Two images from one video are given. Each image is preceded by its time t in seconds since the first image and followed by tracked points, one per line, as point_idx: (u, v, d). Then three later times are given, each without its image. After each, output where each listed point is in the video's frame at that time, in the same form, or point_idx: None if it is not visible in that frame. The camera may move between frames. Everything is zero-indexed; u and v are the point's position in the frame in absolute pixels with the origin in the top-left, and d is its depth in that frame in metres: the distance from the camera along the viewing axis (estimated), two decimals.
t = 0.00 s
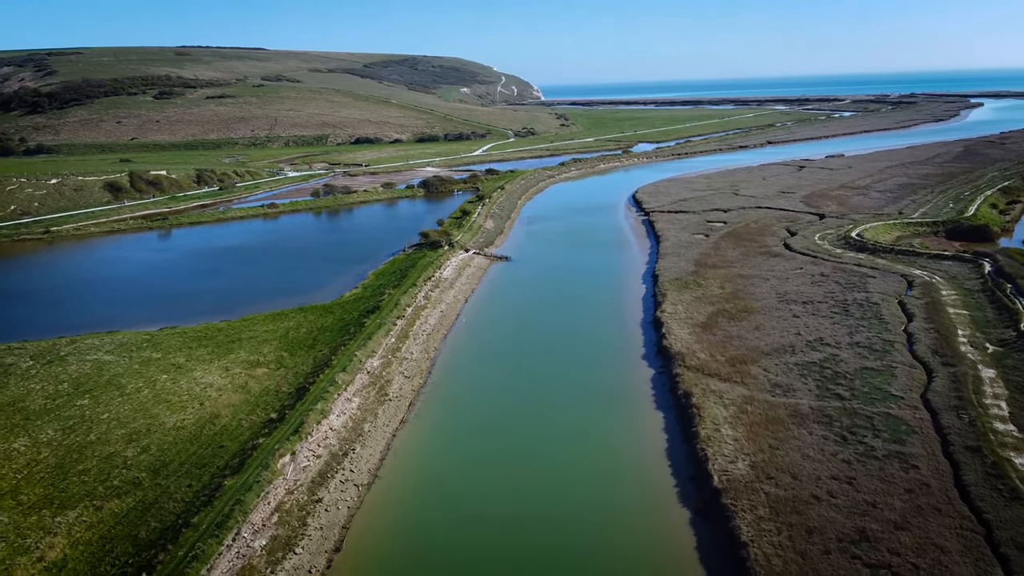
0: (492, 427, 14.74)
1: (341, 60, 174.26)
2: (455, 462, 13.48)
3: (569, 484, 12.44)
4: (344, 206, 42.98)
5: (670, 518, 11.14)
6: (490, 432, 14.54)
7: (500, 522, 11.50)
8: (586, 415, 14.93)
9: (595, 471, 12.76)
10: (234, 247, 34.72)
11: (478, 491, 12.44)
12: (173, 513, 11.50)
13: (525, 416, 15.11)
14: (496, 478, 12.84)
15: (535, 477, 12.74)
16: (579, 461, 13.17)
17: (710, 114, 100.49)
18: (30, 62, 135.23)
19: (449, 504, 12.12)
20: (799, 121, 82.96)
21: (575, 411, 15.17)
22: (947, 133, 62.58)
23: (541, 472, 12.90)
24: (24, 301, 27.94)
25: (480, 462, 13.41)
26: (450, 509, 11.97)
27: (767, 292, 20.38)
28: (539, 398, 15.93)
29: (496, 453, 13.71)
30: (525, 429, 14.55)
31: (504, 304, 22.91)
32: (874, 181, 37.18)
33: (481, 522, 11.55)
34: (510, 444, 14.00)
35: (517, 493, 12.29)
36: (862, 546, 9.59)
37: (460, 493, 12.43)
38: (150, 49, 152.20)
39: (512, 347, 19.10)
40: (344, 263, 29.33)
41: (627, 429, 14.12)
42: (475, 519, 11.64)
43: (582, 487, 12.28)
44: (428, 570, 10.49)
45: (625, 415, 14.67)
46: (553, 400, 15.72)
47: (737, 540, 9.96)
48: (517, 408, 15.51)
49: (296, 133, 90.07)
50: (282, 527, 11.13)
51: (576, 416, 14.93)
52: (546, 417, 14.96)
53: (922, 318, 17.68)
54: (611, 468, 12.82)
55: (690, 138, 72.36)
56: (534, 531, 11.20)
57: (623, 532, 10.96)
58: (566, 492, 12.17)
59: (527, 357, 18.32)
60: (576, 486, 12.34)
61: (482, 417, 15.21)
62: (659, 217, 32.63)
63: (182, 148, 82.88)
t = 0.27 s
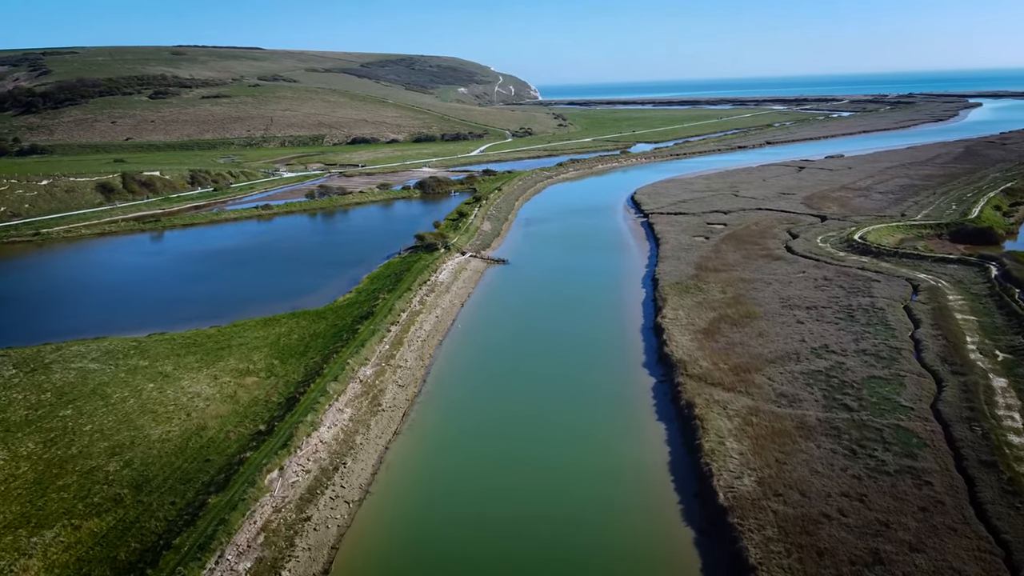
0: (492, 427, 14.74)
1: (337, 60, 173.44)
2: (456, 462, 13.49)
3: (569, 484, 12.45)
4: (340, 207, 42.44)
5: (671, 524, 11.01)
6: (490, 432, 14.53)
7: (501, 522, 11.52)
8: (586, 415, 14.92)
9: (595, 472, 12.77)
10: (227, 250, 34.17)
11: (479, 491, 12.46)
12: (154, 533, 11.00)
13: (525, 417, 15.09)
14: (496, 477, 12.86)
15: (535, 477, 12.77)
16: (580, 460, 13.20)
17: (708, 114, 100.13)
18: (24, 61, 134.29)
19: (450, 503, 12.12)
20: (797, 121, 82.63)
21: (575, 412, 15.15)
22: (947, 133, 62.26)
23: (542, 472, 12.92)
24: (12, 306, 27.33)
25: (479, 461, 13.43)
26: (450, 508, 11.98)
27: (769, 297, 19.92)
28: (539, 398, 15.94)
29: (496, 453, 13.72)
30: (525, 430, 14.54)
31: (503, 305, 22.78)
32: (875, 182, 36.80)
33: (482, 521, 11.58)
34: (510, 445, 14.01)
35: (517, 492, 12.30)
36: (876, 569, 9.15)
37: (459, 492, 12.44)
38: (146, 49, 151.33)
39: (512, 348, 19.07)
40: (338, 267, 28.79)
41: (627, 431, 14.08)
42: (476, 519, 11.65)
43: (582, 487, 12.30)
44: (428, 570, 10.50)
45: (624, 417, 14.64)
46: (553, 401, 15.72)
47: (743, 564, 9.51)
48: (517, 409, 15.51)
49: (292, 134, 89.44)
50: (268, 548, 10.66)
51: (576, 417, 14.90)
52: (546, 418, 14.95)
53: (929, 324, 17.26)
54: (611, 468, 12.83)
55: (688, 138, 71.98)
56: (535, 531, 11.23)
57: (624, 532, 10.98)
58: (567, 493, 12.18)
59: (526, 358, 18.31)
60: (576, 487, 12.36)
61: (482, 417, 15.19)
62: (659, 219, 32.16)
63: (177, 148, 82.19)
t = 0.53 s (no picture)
0: (490, 428, 14.72)
1: (333, 60, 172.67)
2: (455, 462, 13.47)
3: (568, 484, 12.44)
4: (334, 209, 41.90)
5: (670, 528, 10.92)
6: (488, 433, 14.51)
7: (500, 522, 11.51)
8: (585, 416, 14.89)
9: (594, 472, 12.76)
10: (218, 253, 33.60)
11: (477, 491, 12.46)
12: (133, 555, 10.47)
13: (524, 418, 15.07)
14: (494, 477, 12.85)
15: (534, 477, 12.77)
16: (580, 460, 13.22)
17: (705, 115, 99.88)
18: (17, 61, 133.13)
19: (449, 504, 12.11)
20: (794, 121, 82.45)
21: (574, 412, 15.12)
22: (945, 134, 62.11)
23: (540, 472, 12.91)
24: None
25: (478, 462, 13.41)
26: (449, 508, 11.98)
27: (771, 302, 19.49)
28: (538, 399, 15.92)
29: (494, 453, 13.71)
30: (524, 430, 14.51)
31: (502, 306, 22.67)
32: (875, 183, 36.50)
33: (480, 521, 11.57)
34: (508, 445, 14.00)
35: (516, 492, 12.30)
36: None
37: (458, 492, 12.43)
38: (140, 48, 150.29)
39: (510, 349, 19.02)
40: (331, 271, 28.26)
41: (626, 432, 14.01)
42: (475, 518, 11.65)
43: (581, 487, 12.30)
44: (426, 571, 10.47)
45: (623, 418, 14.57)
46: (551, 401, 15.69)
47: None
48: (516, 410, 15.48)
49: (286, 134, 88.77)
50: (251, 571, 10.17)
51: (575, 417, 14.88)
52: (545, 418, 14.93)
53: (935, 331, 16.88)
54: (610, 469, 12.80)
55: (685, 138, 71.66)
56: (533, 531, 11.23)
57: (623, 533, 10.97)
58: (565, 493, 12.18)
59: (524, 359, 18.28)
60: (575, 487, 12.34)
61: (480, 418, 15.17)
62: (657, 221, 31.74)
63: (170, 148, 81.44)
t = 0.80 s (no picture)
0: (490, 429, 14.76)
1: (329, 60, 171.89)
2: (454, 462, 13.51)
3: (567, 485, 12.47)
4: (328, 211, 41.35)
5: (670, 532, 10.82)
6: (487, 434, 14.54)
7: (499, 522, 11.54)
8: (584, 416, 14.92)
9: (593, 472, 12.79)
10: (210, 256, 33.06)
11: (477, 491, 12.49)
12: None
13: (523, 419, 15.11)
14: (493, 478, 12.88)
15: (533, 476, 12.81)
16: (579, 460, 13.27)
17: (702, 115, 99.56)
18: (10, 61, 132.11)
19: (448, 504, 12.13)
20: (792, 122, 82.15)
21: (573, 413, 15.14)
22: (943, 134, 61.84)
23: (540, 472, 12.94)
24: None
25: (477, 462, 13.44)
26: (448, 508, 12.01)
27: (774, 308, 19.05)
28: (537, 399, 15.95)
29: (494, 453, 13.75)
30: (523, 431, 14.54)
31: (501, 308, 22.63)
32: (875, 185, 36.13)
33: (480, 521, 11.60)
34: (508, 445, 14.04)
35: (515, 492, 12.33)
36: None
37: (456, 493, 12.45)
38: (135, 48, 149.43)
39: (509, 350, 19.03)
40: (324, 275, 27.74)
41: (625, 434, 13.99)
42: (473, 518, 11.68)
43: (579, 486, 12.35)
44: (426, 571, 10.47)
45: (622, 420, 14.53)
46: (551, 402, 15.72)
47: None
48: (515, 411, 15.52)
49: (281, 134, 88.10)
50: None
51: (574, 418, 14.91)
52: (544, 418, 14.99)
53: (942, 338, 16.46)
54: (609, 469, 12.82)
55: (683, 139, 71.31)
56: (533, 530, 11.26)
57: (622, 532, 10.99)
58: (564, 492, 12.21)
59: (524, 360, 18.30)
60: (574, 487, 12.37)
61: (480, 419, 15.21)
62: (655, 223, 31.30)
63: (163, 149, 80.72)
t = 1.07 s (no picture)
0: (490, 429, 14.78)
1: (327, 59, 171.25)
2: (454, 463, 13.51)
3: (566, 485, 12.49)
4: (324, 212, 40.86)
5: (670, 538, 10.71)
6: (487, 434, 14.56)
7: (499, 522, 11.57)
8: (583, 416, 14.95)
9: (593, 472, 12.81)
10: (203, 258, 32.59)
11: (477, 492, 12.51)
12: None
13: (523, 419, 15.13)
14: (493, 477, 12.91)
15: (533, 476, 12.85)
16: (578, 459, 13.31)
17: (701, 115, 99.16)
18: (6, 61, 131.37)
19: (448, 504, 12.15)
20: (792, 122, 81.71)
21: (573, 413, 15.16)
22: (945, 135, 61.43)
23: (540, 472, 12.98)
24: None
25: (478, 463, 13.45)
26: (448, 508, 12.03)
27: (779, 314, 18.58)
28: (537, 400, 15.97)
29: (494, 453, 13.78)
30: (523, 431, 14.57)
31: (501, 309, 22.56)
32: (878, 186, 35.69)
33: (480, 521, 11.63)
34: (508, 445, 14.06)
35: (514, 493, 12.36)
36: None
37: (456, 493, 12.47)
38: (132, 48, 148.69)
39: (509, 351, 19.04)
40: (319, 278, 27.22)
41: (626, 436, 13.93)
42: (473, 518, 11.71)
43: (579, 486, 12.38)
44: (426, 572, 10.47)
45: (622, 422, 14.48)
46: (550, 402, 15.74)
47: None
48: (515, 411, 15.54)
49: (278, 135, 87.54)
50: None
51: (573, 418, 14.93)
52: (543, 419, 15.02)
53: (953, 345, 16.01)
54: (608, 469, 12.85)
55: (682, 139, 70.89)
56: (533, 530, 11.28)
57: (621, 532, 11.00)
58: (564, 492, 12.23)
59: (524, 360, 18.32)
60: (574, 486, 12.40)
61: (480, 419, 15.22)
62: (656, 225, 30.84)
63: (159, 149, 80.11)
